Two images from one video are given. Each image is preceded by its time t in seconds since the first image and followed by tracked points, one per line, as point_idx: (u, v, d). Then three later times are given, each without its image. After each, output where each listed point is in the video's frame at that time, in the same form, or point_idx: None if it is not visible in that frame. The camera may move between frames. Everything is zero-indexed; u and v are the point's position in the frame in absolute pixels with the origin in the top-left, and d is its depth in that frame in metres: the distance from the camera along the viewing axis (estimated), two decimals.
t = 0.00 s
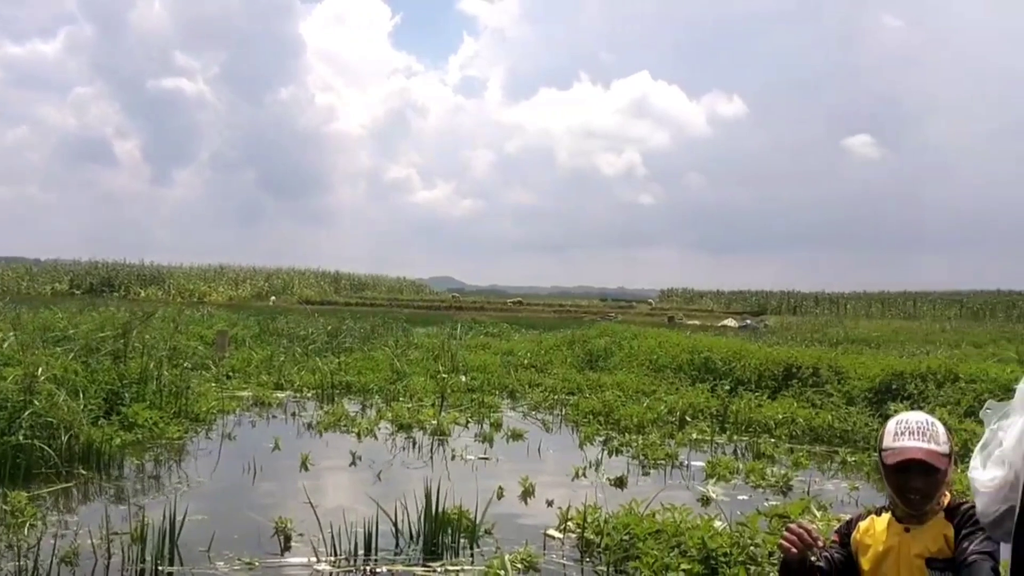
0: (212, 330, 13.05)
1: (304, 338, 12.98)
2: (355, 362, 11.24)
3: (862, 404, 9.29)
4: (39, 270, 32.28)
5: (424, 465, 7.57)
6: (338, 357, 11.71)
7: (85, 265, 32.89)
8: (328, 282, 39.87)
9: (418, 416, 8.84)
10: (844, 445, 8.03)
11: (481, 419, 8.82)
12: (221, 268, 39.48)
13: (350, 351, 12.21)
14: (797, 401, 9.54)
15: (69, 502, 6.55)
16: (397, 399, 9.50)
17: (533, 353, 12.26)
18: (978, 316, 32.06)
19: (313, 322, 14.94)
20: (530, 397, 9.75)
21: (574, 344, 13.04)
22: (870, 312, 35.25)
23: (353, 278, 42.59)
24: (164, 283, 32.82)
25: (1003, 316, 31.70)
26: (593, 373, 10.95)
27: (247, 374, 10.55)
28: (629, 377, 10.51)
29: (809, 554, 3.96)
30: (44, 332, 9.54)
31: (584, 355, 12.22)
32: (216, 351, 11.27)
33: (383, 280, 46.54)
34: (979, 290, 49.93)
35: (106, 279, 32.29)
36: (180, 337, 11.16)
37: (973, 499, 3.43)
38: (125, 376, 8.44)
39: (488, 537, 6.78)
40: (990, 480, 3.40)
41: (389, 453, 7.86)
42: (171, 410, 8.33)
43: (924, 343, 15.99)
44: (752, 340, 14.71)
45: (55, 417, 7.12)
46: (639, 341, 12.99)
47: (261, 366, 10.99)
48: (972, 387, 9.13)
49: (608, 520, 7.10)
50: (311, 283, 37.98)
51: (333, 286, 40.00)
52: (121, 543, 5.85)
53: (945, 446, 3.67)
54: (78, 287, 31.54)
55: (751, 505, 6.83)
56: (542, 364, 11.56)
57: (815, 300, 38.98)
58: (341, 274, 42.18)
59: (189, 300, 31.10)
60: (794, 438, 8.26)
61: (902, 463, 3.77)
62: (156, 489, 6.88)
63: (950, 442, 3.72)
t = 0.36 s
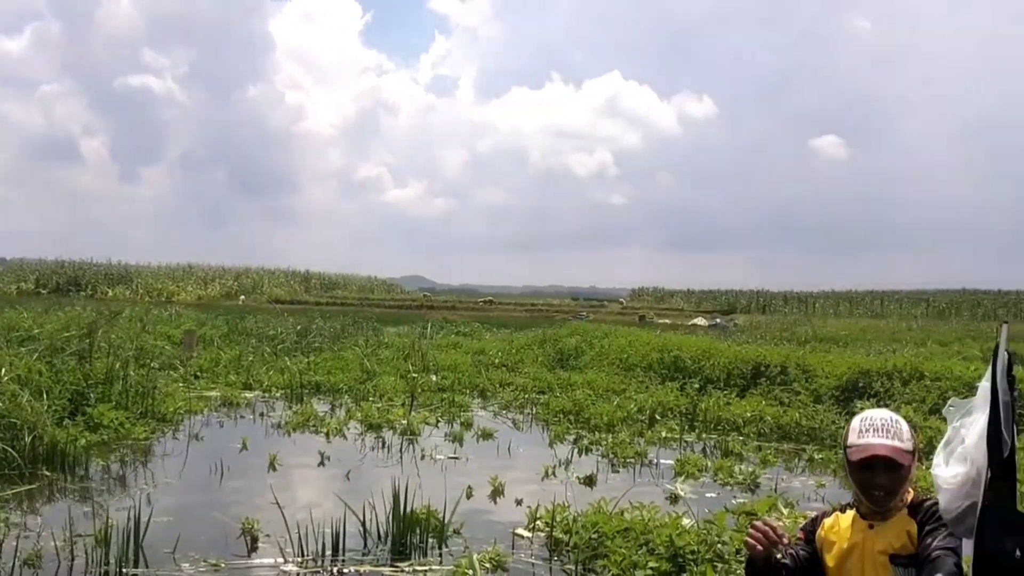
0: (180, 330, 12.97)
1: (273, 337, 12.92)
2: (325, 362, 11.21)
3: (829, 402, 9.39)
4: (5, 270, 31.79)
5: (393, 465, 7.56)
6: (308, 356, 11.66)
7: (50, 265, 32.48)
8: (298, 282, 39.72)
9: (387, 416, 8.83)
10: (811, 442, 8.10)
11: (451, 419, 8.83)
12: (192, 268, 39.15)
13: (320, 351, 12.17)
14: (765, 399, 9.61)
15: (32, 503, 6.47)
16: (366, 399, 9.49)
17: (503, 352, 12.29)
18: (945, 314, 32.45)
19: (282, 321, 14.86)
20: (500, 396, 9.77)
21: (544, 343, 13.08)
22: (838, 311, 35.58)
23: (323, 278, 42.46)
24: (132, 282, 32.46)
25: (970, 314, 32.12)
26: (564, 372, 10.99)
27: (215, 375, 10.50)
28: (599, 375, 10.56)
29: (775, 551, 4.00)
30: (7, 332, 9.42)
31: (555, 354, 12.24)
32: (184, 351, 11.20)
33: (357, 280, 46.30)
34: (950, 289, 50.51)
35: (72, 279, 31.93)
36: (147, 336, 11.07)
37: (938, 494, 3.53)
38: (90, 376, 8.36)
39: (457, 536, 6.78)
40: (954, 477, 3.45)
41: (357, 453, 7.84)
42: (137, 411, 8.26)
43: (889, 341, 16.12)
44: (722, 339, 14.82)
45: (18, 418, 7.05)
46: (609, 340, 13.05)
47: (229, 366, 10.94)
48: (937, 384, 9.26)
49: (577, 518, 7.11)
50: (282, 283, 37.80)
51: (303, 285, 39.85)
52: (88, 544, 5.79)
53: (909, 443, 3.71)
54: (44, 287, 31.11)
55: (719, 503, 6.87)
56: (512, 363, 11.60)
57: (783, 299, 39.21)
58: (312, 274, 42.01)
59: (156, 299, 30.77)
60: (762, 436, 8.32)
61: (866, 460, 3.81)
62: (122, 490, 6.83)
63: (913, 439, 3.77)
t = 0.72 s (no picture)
0: (145, 330, 12.88)
1: (239, 337, 12.86)
2: (292, 362, 11.17)
3: (794, 401, 9.48)
4: None
5: (360, 466, 7.54)
6: (275, 356, 11.61)
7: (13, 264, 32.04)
8: (265, 281, 39.51)
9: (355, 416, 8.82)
10: (776, 441, 8.18)
11: (419, 419, 8.83)
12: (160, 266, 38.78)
13: (287, 351, 12.13)
14: (731, 398, 9.68)
15: None
16: (334, 399, 9.47)
17: (472, 352, 12.31)
18: (910, 314, 32.91)
19: (249, 321, 14.79)
20: (469, 396, 9.80)
21: (513, 343, 13.12)
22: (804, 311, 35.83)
23: (289, 276, 42.22)
24: (96, 282, 32.11)
25: (937, 313, 32.49)
26: (533, 372, 11.02)
27: (180, 375, 10.43)
28: (567, 375, 10.60)
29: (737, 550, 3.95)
30: None
31: (524, 354, 12.26)
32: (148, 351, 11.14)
33: (327, 280, 45.98)
34: (921, 289, 51.09)
35: (35, 279, 31.53)
36: (110, 337, 10.99)
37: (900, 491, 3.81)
38: (53, 377, 8.30)
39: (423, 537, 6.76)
40: (916, 475, 3.75)
41: (324, 454, 7.80)
42: (100, 412, 8.18)
43: (854, 341, 16.31)
44: (690, 339, 14.95)
45: None
46: (577, 339, 13.11)
47: (195, 366, 10.88)
48: (900, 382, 9.38)
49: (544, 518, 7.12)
50: (248, 282, 37.58)
51: (269, 283, 39.65)
52: (50, 546, 5.70)
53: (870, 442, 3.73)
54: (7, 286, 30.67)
55: (685, 501, 6.91)
56: (481, 363, 11.63)
57: (748, 299, 39.32)
58: (279, 273, 41.83)
59: (121, 299, 30.44)
60: (728, 434, 8.38)
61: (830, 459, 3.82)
62: (85, 492, 6.75)
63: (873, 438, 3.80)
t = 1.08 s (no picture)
0: (97, 330, 12.72)
1: (194, 338, 12.75)
2: (247, 362, 11.09)
3: (749, 399, 9.58)
4: None
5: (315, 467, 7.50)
6: (230, 357, 11.53)
7: None
8: (221, 281, 39.13)
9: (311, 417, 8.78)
10: (731, 439, 8.27)
11: (376, 419, 8.81)
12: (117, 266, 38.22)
13: (243, 352, 12.05)
14: (687, 397, 9.76)
15: None
16: (290, 400, 9.42)
17: (430, 352, 12.31)
18: (864, 313, 33.51)
19: (204, 321, 14.65)
20: (427, 397, 9.81)
21: (472, 343, 13.14)
22: (761, 310, 36.09)
23: (247, 276, 41.83)
24: (49, 282, 31.58)
25: (896, 313, 32.99)
26: (492, 372, 11.05)
27: (133, 377, 10.32)
28: (526, 375, 10.65)
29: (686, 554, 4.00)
30: None
31: (483, 354, 12.28)
32: (100, 353, 11.02)
33: (288, 281, 45.57)
34: (882, 289, 51.89)
35: None
36: (60, 340, 10.85)
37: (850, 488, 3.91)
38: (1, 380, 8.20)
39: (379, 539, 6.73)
40: (865, 471, 3.86)
41: (279, 456, 7.75)
42: (50, 414, 8.06)
43: (809, 340, 16.53)
44: (648, 338, 15.07)
45: None
46: (536, 339, 13.17)
47: (148, 367, 10.77)
48: (852, 380, 9.52)
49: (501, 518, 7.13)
50: (205, 282, 37.18)
51: (226, 284, 39.27)
52: None
53: (824, 439, 3.76)
54: None
55: (641, 500, 6.95)
56: (439, 363, 11.65)
57: (706, 299, 39.60)
58: (236, 273, 41.45)
59: (74, 299, 29.96)
60: (684, 433, 8.46)
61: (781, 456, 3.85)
62: (33, 495, 6.64)
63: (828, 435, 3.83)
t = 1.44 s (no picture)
0: (62, 330, 12.58)
1: (161, 338, 12.66)
2: (215, 363, 11.04)
3: (718, 398, 9.65)
4: None
5: (283, 467, 7.47)
6: (198, 358, 11.46)
7: None
8: (190, 281, 38.83)
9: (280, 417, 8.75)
10: (700, 437, 8.32)
11: (345, 419, 8.80)
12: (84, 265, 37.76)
13: (211, 352, 11.98)
14: (657, 396, 9.80)
15: None
16: (258, 400, 9.38)
17: (401, 352, 12.30)
18: (832, 313, 33.87)
19: (171, 321, 14.54)
20: (397, 397, 9.81)
21: (443, 342, 13.15)
22: (731, 310, 36.20)
23: (215, 276, 41.49)
24: (13, 282, 31.13)
25: (868, 312, 33.31)
26: (462, 371, 11.06)
27: (98, 377, 10.23)
28: (497, 374, 10.67)
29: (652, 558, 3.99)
30: None
31: (454, 354, 12.29)
32: (65, 354, 10.91)
33: (260, 281, 45.27)
34: (855, 288, 52.35)
35: None
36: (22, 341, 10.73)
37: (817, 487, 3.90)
38: None
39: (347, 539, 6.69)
40: (831, 470, 3.87)
41: (247, 456, 7.72)
42: (13, 416, 7.97)
43: (778, 339, 16.67)
44: (618, 338, 15.15)
45: None
46: (507, 338, 13.20)
47: (114, 367, 10.67)
48: (819, 378, 9.62)
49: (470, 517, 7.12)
50: (173, 282, 36.84)
51: (195, 285, 38.97)
52: None
53: (788, 438, 3.77)
54: None
55: (610, 498, 6.97)
56: (410, 363, 11.66)
57: (675, 299, 39.73)
58: (205, 273, 41.13)
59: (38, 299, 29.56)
60: (654, 431, 8.51)
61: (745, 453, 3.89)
62: None
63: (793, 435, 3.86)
